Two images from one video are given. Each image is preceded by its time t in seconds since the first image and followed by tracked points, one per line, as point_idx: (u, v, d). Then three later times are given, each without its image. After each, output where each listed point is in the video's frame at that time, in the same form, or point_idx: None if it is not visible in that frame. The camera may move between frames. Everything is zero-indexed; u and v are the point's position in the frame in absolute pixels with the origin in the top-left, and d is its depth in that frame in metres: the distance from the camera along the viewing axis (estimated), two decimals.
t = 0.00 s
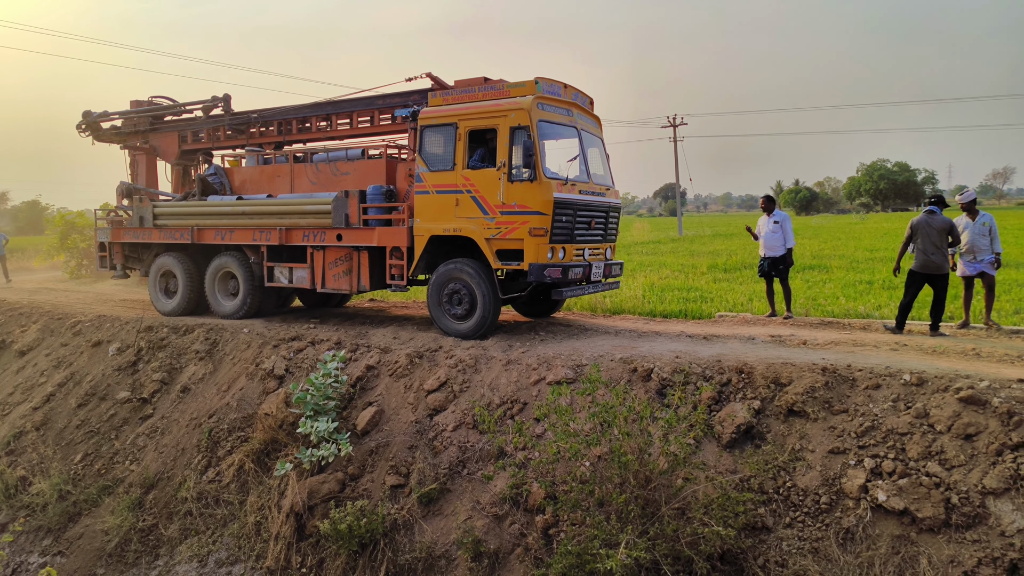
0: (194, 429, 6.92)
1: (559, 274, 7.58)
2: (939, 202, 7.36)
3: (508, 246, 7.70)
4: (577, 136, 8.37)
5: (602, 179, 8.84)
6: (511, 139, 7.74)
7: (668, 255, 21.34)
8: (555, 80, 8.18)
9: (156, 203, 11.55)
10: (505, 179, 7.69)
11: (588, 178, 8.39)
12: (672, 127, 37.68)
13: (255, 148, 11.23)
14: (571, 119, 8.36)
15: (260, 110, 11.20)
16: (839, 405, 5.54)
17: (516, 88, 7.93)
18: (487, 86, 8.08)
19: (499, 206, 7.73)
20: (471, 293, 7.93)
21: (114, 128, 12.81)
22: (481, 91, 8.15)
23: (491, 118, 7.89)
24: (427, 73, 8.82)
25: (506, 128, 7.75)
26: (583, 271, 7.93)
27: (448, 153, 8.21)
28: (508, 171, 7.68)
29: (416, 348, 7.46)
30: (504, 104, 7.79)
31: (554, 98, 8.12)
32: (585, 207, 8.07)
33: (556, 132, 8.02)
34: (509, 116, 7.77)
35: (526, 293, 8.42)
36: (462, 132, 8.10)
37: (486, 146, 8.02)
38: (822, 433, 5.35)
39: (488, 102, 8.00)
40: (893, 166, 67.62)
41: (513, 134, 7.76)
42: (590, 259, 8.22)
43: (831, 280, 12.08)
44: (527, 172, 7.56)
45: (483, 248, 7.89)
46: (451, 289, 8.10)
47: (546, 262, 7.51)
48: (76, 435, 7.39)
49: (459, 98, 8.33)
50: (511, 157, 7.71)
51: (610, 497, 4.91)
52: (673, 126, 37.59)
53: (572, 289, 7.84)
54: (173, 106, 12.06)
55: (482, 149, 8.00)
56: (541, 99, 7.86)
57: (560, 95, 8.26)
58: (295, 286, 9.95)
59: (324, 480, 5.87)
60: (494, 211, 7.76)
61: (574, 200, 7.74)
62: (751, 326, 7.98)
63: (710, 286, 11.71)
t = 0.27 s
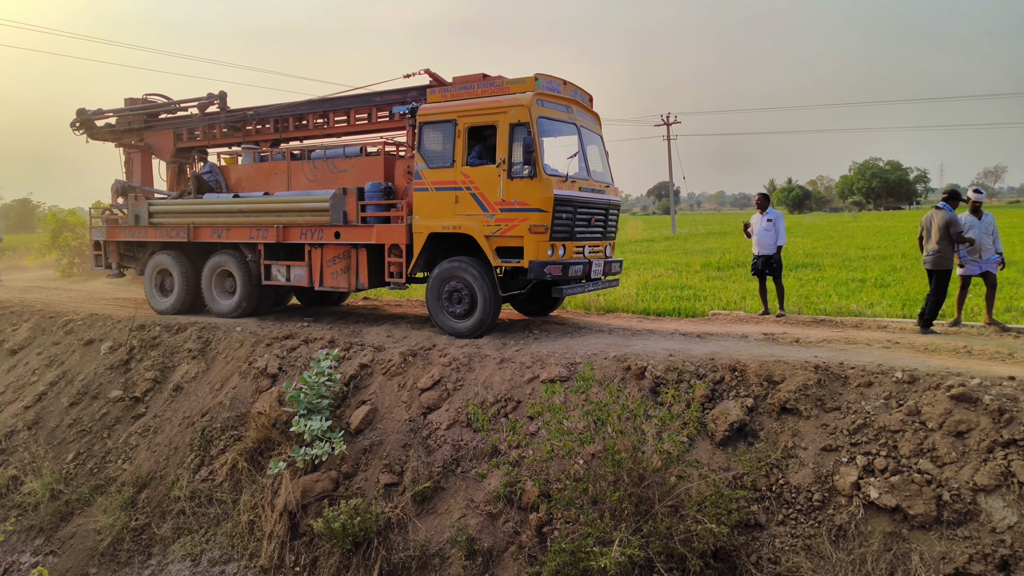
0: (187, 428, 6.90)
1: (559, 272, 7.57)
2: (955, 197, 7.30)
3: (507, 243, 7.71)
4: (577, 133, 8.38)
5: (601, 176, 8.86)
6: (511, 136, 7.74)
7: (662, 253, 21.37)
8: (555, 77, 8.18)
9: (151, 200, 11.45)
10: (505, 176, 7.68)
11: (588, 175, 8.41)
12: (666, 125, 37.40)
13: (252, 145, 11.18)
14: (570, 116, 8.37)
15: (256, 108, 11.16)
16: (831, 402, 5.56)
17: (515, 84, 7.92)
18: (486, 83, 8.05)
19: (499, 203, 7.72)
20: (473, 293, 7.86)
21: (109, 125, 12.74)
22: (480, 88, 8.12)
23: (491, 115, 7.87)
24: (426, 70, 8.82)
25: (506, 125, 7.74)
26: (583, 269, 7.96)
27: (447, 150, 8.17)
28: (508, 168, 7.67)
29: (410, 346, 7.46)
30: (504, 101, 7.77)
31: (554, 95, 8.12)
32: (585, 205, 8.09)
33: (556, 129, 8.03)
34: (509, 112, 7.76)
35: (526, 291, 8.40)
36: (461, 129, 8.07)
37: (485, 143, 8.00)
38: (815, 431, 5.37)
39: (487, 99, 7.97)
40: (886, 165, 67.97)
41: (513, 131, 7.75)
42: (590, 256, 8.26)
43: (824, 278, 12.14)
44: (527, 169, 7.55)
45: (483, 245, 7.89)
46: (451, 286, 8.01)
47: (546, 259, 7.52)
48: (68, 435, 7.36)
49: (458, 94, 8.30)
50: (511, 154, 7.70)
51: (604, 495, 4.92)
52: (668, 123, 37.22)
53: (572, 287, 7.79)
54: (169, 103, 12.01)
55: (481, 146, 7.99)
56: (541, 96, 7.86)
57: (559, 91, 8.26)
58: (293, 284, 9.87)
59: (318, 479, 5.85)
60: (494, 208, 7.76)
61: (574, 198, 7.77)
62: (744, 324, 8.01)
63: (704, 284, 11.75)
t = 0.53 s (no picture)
0: (187, 426, 6.91)
1: (570, 273, 7.52)
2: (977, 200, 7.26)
3: (518, 243, 7.69)
4: (588, 132, 8.36)
5: (611, 176, 8.84)
6: (522, 135, 7.73)
7: (662, 253, 21.37)
8: (566, 76, 8.17)
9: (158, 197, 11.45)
10: (516, 175, 7.67)
11: (598, 175, 8.40)
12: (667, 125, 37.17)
13: (259, 143, 11.16)
14: (582, 116, 8.36)
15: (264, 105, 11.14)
16: (830, 404, 5.56)
17: (527, 83, 7.91)
18: (497, 82, 8.05)
19: (509, 203, 7.70)
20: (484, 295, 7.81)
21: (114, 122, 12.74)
22: (491, 87, 8.11)
23: (502, 114, 7.86)
24: (437, 69, 8.84)
25: (518, 124, 7.73)
26: (594, 269, 7.95)
27: (457, 149, 8.15)
28: (519, 168, 7.66)
29: (410, 345, 7.46)
30: (516, 100, 7.77)
31: (565, 94, 8.11)
32: (596, 205, 8.08)
33: (568, 129, 8.01)
34: (520, 112, 7.75)
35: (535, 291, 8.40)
36: (472, 128, 8.05)
37: (496, 142, 7.99)
38: (814, 432, 5.37)
39: (498, 98, 7.96)
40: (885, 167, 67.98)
41: (524, 130, 7.74)
42: (601, 257, 8.24)
43: (823, 279, 12.15)
44: (538, 169, 7.55)
45: (493, 245, 7.87)
46: (462, 285, 7.93)
47: (557, 259, 7.50)
48: (68, 432, 7.37)
49: (469, 93, 8.28)
50: (522, 153, 7.69)
51: (603, 495, 4.93)
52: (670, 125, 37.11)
53: (583, 287, 7.80)
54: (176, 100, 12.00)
55: (492, 145, 7.97)
56: (553, 95, 7.85)
57: (570, 91, 8.25)
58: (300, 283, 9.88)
59: (317, 477, 5.85)
60: (504, 208, 7.74)
61: (585, 198, 7.76)
62: (743, 325, 8.01)
63: (704, 285, 11.75)
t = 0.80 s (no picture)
0: (184, 422, 6.90)
1: (581, 269, 7.53)
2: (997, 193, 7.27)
3: (529, 239, 7.60)
4: (598, 127, 8.31)
5: (622, 171, 8.80)
6: (533, 129, 7.68)
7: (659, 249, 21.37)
8: (577, 70, 8.10)
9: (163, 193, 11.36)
10: (527, 170, 7.60)
11: (609, 170, 8.35)
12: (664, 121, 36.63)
13: (264, 138, 11.09)
14: (592, 110, 8.32)
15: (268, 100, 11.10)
16: (827, 399, 5.57)
17: (537, 78, 7.87)
18: (507, 76, 8.00)
19: (520, 198, 7.63)
20: (494, 296, 7.73)
21: (117, 117, 12.70)
22: (501, 81, 8.06)
23: (512, 108, 7.80)
24: (446, 62, 8.80)
25: (528, 119, 7.67)
26: (605, 265, 7.92)
27: (467, 144, 8.09)
28: (529, 163, 7.59)
29: (407, 341, 7.45)
30: (526, 94, 7.72)
31: (576, 88, 8.05)
32: (608, 200, 8.08)
33: (578, 123, 7.96)
34: (531, 106, 7.69)
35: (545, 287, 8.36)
36: (481, 122, 7.99)
37: (506, 137, 7.92)
38: (811, 427, 5.38)
39: (508, 92, 7.91)
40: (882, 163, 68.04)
41: (535, 124, 7.68)
42: (611, 253, 8.23)
43: (821, 275, 12.15)
44: (549, 163, 7.47)
45: (503, 241, 7.79)
46: (473, 282, 7.86)
47: (568, 255, 7.45)
48: (65, 428, 7.37)
49: (478, 87, 8.22)
50: (533, 148, 7.63)
51: (601, 491, 4.93)
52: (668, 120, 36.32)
53: (594, 284, 7.80)
54: (180, 95, 11.94)
55: (502, 140, 7.90)
56: (564, 89, 7.79)
57: (581, 85, 8.19)
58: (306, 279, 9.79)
59: (315, 474, 5.85)
60: (515, 203, 7.67)
61: (596, 193, 7.71)
62: (741, 321, 8.02)
63: (701, 281, 11.75)
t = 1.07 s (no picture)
0: (175, 424, 6.87)
1: (588, 270, 7.44)
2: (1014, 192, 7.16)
3: (535, 240, 7.55)
4: (603, 127, 8.23)
5: (626, 170, 8.73)
6: (539, 130, 7.58)
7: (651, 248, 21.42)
8: (582, 69, 7.99)
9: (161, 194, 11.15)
10: (533, 171, 7.51)
11: (613, 171, 8.30)
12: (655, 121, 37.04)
13: (263, 138, 10.94)
14: (597, 110, 8.23)
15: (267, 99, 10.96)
16: (818, 398, 5.59)
17: (543, 77, 7.74)
18: (511, 76, 7.88)
19: (526, 199, 7.56)
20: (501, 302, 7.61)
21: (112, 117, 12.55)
22: (505, 81, 7.94)
23: (517, 109, 7.68)
24: (449, 61, 8.68)
25: (534, 119, 7.57)
26: (612, 267, 7.83)
27: (471, 144, 7.98)
28: (535, 163, 7.51)
29: (400, 342, 7.44)
30: (532, 94, 7.60)
31: (581, 88, 7.95)
32: (613, 201, 8.01)
33: (584, 123, 7.87)
34: (537, 106, 7.59)
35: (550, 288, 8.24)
36: (486, 122, 7.87)
37: (511, 137, 7.82)
38: (802, 427, 5.40)
39: (513, 92, 7.79)
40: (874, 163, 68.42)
41: (541, 125, 7.59)
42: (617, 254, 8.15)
43: (812, 275, 12.21)
44: (555, 164, 7.40)
45: (508, 242, 7.72)
46: (482, 283, 7.74)
47: (574, 256, 7.40)
48: (55, 431, 7.33)
49: (483, 87, 8.09)
50: (539, 148, 7.54)
51: (593, 491, 4.94)
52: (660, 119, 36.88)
53: (600, 285, 7.72)
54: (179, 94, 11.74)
55: (507, 140, 7.80)
56: (569, 89, 7.69)
57: (585, 85, 8.09)
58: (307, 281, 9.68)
59: (307, 476, 5.83)
60: (520, 204, 7.59)
61: (602, 193, 7.66)
62: (732, 321, 8.04)
63: (693, 281, 11.79)
